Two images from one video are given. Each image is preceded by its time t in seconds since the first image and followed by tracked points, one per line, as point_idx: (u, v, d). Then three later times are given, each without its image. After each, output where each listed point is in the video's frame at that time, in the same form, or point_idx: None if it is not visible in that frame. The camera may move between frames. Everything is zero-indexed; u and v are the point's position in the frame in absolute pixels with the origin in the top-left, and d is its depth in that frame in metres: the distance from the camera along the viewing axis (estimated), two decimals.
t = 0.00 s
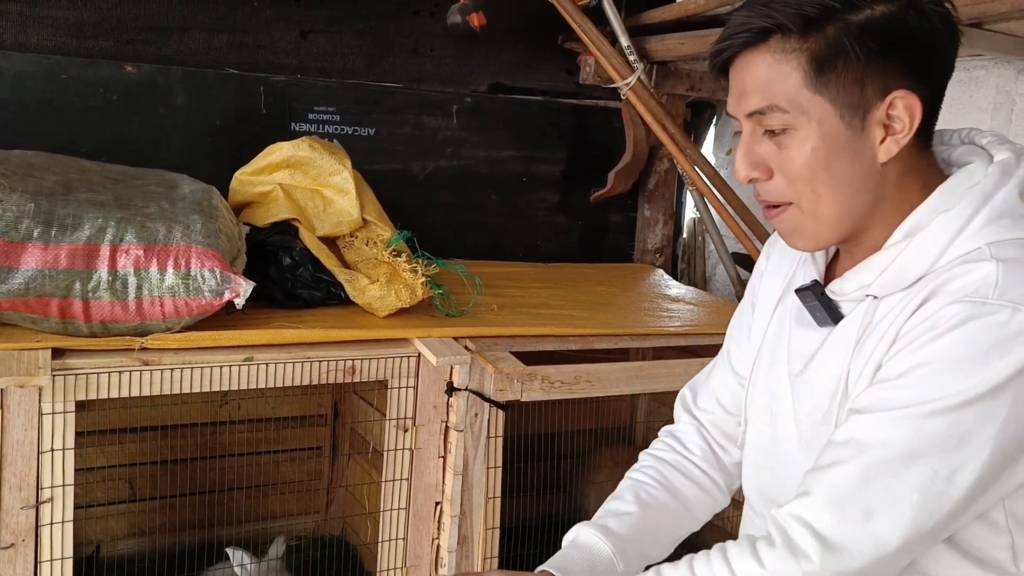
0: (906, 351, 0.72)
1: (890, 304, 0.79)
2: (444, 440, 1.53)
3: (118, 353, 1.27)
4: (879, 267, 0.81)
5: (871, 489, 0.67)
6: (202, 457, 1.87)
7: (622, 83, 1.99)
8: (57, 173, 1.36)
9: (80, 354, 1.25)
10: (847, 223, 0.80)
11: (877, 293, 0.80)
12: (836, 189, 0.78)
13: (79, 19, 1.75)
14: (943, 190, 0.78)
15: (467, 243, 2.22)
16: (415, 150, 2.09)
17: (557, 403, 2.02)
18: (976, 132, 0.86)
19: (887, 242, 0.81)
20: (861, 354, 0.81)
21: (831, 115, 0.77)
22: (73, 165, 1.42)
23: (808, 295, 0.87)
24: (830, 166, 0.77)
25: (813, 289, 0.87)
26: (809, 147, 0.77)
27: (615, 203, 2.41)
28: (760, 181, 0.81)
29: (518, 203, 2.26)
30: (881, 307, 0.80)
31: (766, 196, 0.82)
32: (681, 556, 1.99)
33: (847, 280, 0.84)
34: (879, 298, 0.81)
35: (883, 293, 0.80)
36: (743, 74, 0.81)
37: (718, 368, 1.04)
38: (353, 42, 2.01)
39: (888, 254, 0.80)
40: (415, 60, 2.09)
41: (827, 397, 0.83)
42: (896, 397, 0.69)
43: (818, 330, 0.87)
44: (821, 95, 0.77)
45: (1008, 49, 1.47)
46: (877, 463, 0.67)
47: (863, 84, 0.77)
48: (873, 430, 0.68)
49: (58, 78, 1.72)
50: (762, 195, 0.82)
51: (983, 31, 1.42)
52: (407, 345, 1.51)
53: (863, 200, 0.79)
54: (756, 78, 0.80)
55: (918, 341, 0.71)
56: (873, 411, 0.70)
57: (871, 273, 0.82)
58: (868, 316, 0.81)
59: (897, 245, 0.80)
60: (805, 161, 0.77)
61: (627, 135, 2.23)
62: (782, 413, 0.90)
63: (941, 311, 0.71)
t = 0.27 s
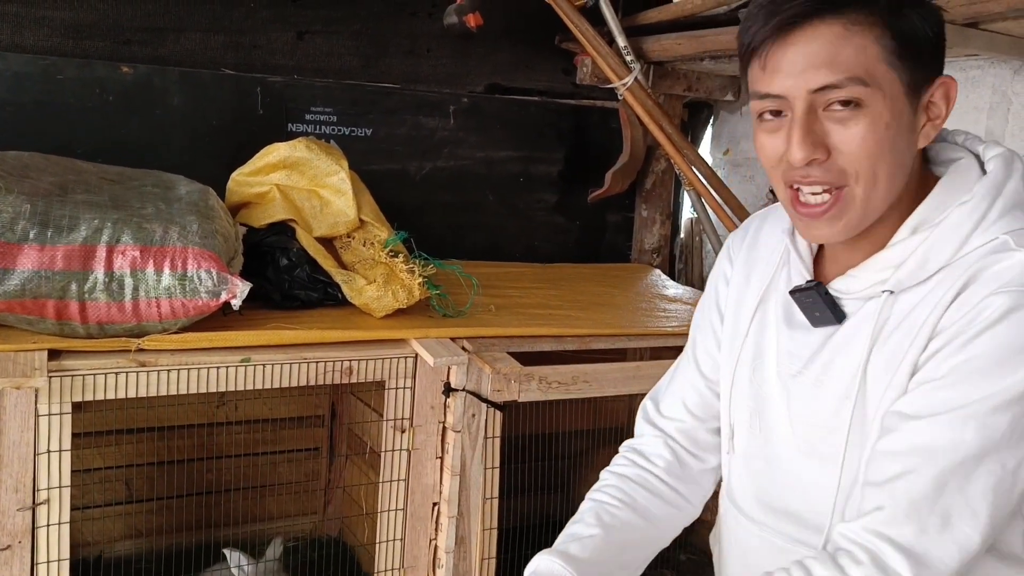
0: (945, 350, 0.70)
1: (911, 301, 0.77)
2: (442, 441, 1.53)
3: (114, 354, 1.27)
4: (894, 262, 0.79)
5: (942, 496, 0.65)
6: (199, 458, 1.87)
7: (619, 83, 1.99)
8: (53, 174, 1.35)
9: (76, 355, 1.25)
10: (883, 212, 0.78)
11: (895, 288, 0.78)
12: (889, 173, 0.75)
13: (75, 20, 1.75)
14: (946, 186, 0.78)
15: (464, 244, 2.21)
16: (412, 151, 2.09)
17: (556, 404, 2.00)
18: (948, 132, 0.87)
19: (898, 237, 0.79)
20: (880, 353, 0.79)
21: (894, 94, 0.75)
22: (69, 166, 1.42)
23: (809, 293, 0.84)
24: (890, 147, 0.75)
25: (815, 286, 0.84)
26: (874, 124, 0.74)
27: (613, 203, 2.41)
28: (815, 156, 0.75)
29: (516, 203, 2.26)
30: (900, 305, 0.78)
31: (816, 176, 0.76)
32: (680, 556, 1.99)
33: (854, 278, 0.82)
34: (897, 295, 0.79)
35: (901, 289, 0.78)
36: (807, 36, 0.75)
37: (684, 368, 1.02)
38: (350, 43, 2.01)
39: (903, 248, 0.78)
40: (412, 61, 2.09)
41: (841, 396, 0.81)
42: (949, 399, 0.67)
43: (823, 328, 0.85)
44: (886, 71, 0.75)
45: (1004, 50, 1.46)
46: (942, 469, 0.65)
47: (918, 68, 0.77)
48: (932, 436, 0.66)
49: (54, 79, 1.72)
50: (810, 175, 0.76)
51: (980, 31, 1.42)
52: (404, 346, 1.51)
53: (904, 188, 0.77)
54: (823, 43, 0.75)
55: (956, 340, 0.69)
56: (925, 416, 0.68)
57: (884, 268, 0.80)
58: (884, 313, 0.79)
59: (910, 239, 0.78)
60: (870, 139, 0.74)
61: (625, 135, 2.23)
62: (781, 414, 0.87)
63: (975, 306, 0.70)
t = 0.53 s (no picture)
0: (976, 335, 0.72)
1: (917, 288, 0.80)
2: (440, 440, 1.53)
3: (112, 354, 1.28)
4: (895, 251, 0.80)
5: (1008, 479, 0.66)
6: (196, 459, 1.87)
7: (616, 83, 2.00)
8: (50, 174, 1.35)
9: (74, 356, 1.25)
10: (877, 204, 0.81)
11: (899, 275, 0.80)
12: (889, 168, 0.78)
13: (72, 20, 1.75)
14: (929, 177, 0.82)
15: (462, 243, 2.22)
16: (410, 151, 2.09)
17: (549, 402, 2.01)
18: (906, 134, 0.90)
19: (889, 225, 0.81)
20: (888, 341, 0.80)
21: (897, 89, 0.77)
22: (67, 166, 1.42)
23: (802, 283, 0.85)
24: (891, 143, 0.77)
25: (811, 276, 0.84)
26: (879, 121, 0.76)
27: (610, 202, 2.42)
28: (823, 152, 0.76)
29: (513, 203, 2.26)
30: (906, 293, 0.80)
31: (820, 170, 0.77)
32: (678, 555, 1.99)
33: (849, 267, 0.83)
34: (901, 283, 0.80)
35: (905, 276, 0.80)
36: (819, 30, 0.76)
37: (636, 353, 0.99)
38: (347, 43, 2.01)
39: (904, 237, 0.80)
40: (409, 61, 2.09)
41: (846, 386, 0.82)
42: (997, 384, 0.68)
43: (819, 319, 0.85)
44: (890, 68, 0.76)
45: (999, 49, 1.44)
46: (1001, 452, 0.66)
47: (914, 64, 0.79)
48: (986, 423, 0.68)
49: (52, 79, 1.72)
50: (813, 168, 0.78)
51: (976, 30, 1.42)
52: (402, 346, 1.51)
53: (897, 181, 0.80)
54: (835, 37, 0.75)
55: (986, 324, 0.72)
56: (974, 403, 0.69)
57: (882, 257, 0.81)
58: (888, 300, 0.81)
59: (907, 228, 0.80)
60: (874, 136, 0.76)
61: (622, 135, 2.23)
62: (772, 406, 0.86)
63: (997, 290, 0.73)
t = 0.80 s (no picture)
0: (912, 298, 0.74)
1: (850, 262, 0.81)
2: (437, 440, 1.53)
3: (109, 354, 1.27)
4: (831, 227, 0.81)
5: (950, 426, 0.67)
6: (193, 459, 1.88)
7: (613, 82, 2.00)
8: (46, 174, 1.35)
9: (71, 356, 1.25)
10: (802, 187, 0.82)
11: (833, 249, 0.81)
12: (818, 148, 0.79)
13: (69, 20, 1.75)
14: (853, 167, 0.84)
15: (459, 243, 2.22)
16: (407, 150, 2.09)
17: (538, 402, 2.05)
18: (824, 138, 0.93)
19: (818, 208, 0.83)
20: (825, 314, 0.80)
21: (829, 77, 0.79)
22: (63, 166, 1.42)
23: (745, 258, 0.85)
24: (821, 124, 0.79)
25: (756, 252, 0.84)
26: (813, 101, 0.77)
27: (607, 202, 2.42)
28: (758, 125, 0.77)
29: (511, 202, 2.26)
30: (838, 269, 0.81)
31: (754, 143, 0.78)
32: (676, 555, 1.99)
33: (786, 243, 0.83)
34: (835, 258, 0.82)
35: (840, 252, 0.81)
36: (762, 13, 0.78)
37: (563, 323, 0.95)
38: (344, 42, 2.01)
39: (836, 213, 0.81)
40: (406, 61, 2.09)
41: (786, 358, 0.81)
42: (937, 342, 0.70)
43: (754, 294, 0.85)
44: (825, 54, 0.79)
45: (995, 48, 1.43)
46: (946, 401, 0.67)
47: (845, 59, 0.82)
48: (928, 371, 0.69)
49: (48, 79, 1.72)
50: (749, 140, 0.78)
51: (972, 29, 1.42)
52: (399, 345, 1.51)
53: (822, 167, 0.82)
54: (775, 19, 0.77)
55: (923, 288, 0.74)
56: (917, 354, 0.70)
57: (818, 233, 0.81)
58: (823, 276, 0.82)
59: (839, 206, 0.82)
60: (807, 113, 0.77)
61: (619, 135, 2.23)
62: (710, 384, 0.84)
63: (930, 260, 0.76)
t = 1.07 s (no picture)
0: (830, 285, 0.91)
1: (771, 246, 0.98)
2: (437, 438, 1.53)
3: (109, 352, 1.28)
4: (758, 213, 0.97)
5: (861, 403, 0.83)
6: (194, 457, 1.88)
7: (612, 82, 1.99)
8: (46, 172, 1.35)
9: (70, 354, 1.25)
10: (732, 158, 0.97)
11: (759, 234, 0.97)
12: (748, 121, 0.95)
13: (68, 19, 1.75)
14: (776, 160, 1.02)
15: (458, 242, 2.22)
16: (407, 149, 2.09)
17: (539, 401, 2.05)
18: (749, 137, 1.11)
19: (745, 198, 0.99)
20: (750, 293, 0.96)
21: (761, 56, 0.98)
22: (63, 164, 1.42)
23: (676, 241, 0.98)
24: (752, 96, 0.95)
25: (686, 235, 0.97)
26: (744, 73, 0.95)
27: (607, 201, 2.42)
28: (698, 85, 0.94)
29: (510, 201, 2.26)
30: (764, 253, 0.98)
31: (693, 103, 0.93)
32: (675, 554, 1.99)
33: (715, 228, 0.98)
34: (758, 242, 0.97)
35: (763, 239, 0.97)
36: None
37: (491, 304, 1.06)
38: (344, 41, 2.01)
39: (763, 201, 0.97)
40: (406, 59, 2.09)
41: (714, 332, 0.96)
42: (854, 327, 0.87)
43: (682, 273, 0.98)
44: (758, 37, 0.98)
45: (995, 47, 1.44)
46: (860, 380, 0.84)
47: (772, 57, 1.02)
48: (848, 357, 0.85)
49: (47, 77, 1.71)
50: (688, 99, 0.94)
51: (972, 28, 1.42)
52: (399, 344, 1.51)
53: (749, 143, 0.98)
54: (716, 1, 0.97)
55: (839, 277, 0.91)
56: (837, 338, 0.86)
57: (745, 218, 0.97)
58: (749, 259, 0.97)
59: (765, 193, 0.98)
60: (738, 81, 0.94)
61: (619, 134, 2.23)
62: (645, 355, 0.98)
63: (842, 251, 0.94)
